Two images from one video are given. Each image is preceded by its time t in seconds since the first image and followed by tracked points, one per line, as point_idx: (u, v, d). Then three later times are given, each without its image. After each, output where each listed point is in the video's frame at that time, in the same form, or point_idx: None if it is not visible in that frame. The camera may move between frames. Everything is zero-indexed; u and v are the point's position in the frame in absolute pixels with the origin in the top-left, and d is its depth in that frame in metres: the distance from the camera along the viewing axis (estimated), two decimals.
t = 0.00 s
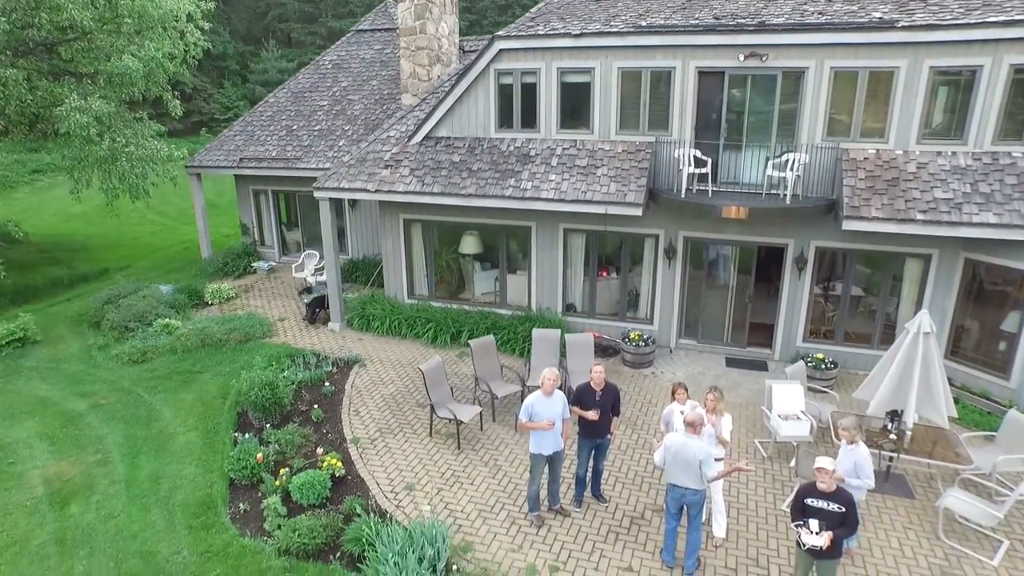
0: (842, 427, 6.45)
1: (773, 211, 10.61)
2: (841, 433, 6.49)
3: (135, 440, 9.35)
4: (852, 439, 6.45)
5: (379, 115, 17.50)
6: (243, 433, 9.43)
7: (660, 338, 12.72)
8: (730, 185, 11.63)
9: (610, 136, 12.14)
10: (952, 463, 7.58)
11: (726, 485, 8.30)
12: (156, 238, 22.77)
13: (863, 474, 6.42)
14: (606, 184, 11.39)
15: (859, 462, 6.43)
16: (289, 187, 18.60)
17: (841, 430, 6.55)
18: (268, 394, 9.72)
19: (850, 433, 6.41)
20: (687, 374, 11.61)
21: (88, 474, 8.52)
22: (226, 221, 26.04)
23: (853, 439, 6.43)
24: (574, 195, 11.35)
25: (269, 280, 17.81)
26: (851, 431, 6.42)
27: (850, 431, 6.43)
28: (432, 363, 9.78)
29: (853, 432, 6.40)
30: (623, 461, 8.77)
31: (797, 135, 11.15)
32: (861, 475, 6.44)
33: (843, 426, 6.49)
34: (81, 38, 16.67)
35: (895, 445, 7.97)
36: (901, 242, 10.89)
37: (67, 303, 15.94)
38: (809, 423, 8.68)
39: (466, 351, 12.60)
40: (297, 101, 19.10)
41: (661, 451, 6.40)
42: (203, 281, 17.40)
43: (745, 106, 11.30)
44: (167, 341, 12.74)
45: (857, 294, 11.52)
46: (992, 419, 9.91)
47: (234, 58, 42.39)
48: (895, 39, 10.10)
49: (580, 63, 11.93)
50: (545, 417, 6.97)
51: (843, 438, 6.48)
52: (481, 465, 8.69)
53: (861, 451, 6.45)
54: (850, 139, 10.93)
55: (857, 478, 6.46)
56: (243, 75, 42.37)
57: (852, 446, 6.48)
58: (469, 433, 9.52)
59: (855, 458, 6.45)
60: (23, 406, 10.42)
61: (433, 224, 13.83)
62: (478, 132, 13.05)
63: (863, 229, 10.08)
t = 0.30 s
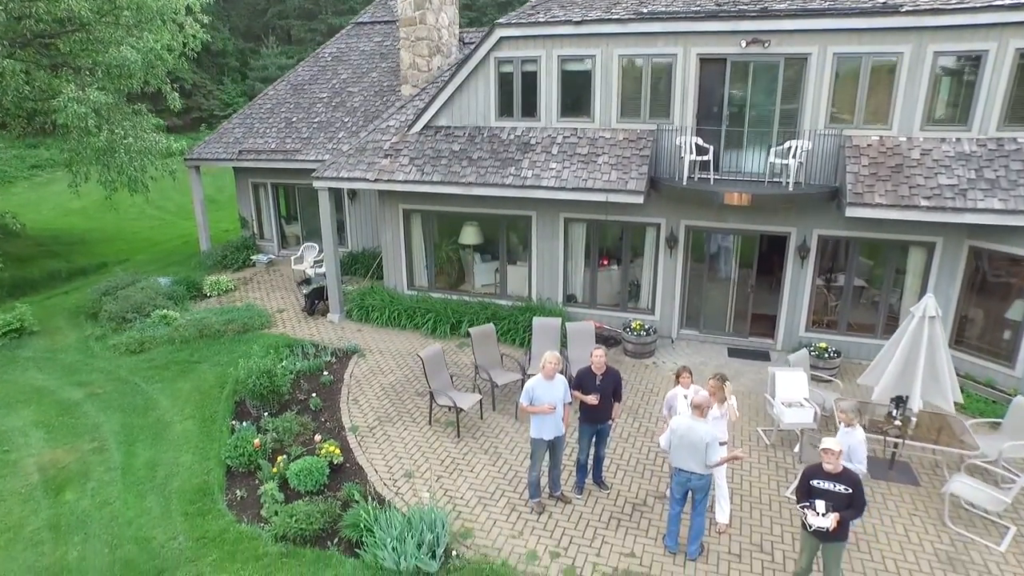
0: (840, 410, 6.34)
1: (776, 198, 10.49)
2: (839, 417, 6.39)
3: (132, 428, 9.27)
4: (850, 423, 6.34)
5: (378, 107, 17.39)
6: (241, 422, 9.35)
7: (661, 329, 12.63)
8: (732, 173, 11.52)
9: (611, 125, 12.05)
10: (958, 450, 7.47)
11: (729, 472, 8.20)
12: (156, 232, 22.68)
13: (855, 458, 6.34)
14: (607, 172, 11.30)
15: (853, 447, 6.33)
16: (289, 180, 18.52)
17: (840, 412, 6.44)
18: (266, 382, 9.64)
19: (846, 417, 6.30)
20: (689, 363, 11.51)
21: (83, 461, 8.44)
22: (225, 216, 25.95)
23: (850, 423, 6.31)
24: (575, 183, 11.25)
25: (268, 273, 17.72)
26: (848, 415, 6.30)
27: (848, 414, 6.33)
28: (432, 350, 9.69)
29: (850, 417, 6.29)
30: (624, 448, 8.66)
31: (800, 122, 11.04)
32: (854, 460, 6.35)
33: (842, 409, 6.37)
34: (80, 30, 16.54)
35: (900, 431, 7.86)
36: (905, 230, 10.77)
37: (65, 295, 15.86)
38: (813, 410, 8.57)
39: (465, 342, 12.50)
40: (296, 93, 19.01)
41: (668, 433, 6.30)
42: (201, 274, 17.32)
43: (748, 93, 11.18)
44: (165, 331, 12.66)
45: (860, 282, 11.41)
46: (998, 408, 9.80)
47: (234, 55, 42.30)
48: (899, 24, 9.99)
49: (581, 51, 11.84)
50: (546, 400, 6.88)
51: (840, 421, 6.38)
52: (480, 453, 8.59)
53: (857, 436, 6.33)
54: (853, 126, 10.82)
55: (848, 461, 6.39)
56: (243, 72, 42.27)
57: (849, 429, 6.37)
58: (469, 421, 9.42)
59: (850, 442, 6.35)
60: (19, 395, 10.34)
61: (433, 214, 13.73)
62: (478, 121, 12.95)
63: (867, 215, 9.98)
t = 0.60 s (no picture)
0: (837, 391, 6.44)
1: (780, 185, 10.34)
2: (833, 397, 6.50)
3: (127, 417, 9.16)
4: (845, 403, 6.43)
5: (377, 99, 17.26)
6: (237, 410, 9.23)
7: (663, 319, 12.50)
8: (734, 160, 11.36)
9: (612, 112, 11.91)
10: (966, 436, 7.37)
11: (733, 460, 8.08)
12: (154, 227, 22.58)
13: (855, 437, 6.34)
14: (608, 159, 11.17)
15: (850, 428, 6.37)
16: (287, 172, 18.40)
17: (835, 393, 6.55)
18: (262, 370, 9.53)
19: (841, 396, 6.40)
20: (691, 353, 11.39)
21: (78, 449, 8.32)
22: (224, 211, 25.84)
23: (845, 403, 6.40)
24: (576, 171, 11.13)
25: (267, 266, 17.60)
26: (843, 395, 6.41)
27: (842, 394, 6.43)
28: (431, 338, 9.57)
29: (843, 396, 6.39)
30: (626, 437, 8.53)
31: (803, 109, 10.89)
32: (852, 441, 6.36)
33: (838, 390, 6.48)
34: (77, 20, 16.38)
35: (907, 418, 7.74)
36: (910, 217, 10.63)
37: (62, 287, 15.75)
38: (818, 397, 8.45)
39: (465, 332, 12.37)
40: (296, 86, 18.89)
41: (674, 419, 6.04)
42: (200, 266, 17.21)
43: (751, 79, 11.04)
44: (162, 322, 12.55)
45: (865, 271, 11.26)
46: (1005, 397, 9.66)
47: (234, 52, 42.20)
48: (904, 8, 9.85)
49: (582, 38, 11.71)
50: (548, 384, 6.76)
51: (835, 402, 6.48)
52: (480, 441, 8.46)
53: (854, 416, 6.39)
54: (857, 112, 10.67)
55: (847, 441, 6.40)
56: (242, 69, 42.15)
57: (845, 411, 6.45)
58: (469, 410, 9.29)
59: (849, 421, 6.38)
60: (14, 384, 10.23)
61: (433, 204, 13.59)
62: (478, 110, 12.82)
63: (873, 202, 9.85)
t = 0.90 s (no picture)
0: (831, 365, 6.58)
1: (786, 172, 10.12)
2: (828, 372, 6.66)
3: (119, 407, 8.97)
4: (839, 378, 6.60)
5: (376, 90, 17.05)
6: (231, 400, 9.04)
7: (666, 310, 12.30)
8: (738, 149, 11.06)
9: (614, 100, 11.69)
10: (978, 424, 7.12)
11: (739, 450, 7.88)
12: (152, 221, 22.39)
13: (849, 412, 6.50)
14: (610, 147, 10.97)
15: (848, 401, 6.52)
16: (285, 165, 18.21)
17: (828, 369, 6.71)
18: (257, 359, 9.34)
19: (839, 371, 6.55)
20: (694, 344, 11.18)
21: (68, 439, 8.14)
22: (222, 206, 25.66)
23: (841, 378, 6.57)
24: (578, 158, 10.93)
25: (265, 259, 17.41)
26: (839, 369, 6.59)
27: (837, 370, 6.61)
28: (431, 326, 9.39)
29: (840, 370, 6.57)
30: (629, 427, 8.33)
31: (808, 94, 10.62)
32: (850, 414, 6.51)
33: (832, 366, 6.62)
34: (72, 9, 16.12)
35: (917, 406, 7.53)
36: (918, 204, 10.42)
37: (56, 279, 15.56)
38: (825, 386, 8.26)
39: (465, 323, 12.18)
40: (294, 77, 18.70)
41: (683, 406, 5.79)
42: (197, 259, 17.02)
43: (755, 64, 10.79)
44: (157, 314, 12.36)
45: (872, 260, 11.04)
46: (1016, 387, 9.44)
47: (234, 48, 42.02)
48: None
49: (583, 24, 11.51)
50: (550, 370, 6.57)
51: (831, 378, 6.60)
52: (480, 431, 8.26)
53: (848, 390, 6.58)
54: (864, 98, 10.40)
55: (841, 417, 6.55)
56: (241, 64, 41.95)
57: (839, 386, 6.61)
58: (468, 400, 9.09)
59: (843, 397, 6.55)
60: (5, 375, 10.04)
61: (433, 194, 13.40)
62: (478, 99, 12.63)
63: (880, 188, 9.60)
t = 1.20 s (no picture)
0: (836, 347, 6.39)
1: (793, 158, 9.83)
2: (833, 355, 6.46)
3: (109, 399, 8.72)
4: (845, 360, 6.41)
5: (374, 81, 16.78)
6: (224, 392, 8.79)
7: (670, 302, 12.05)
8: (743, 137, 10.71)
9: (617, 86, 11.42)
10: (995, 414, 6.82)
11: (747, 442, 7.62)
12: (148, 215, 22.16)
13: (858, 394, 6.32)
14: (613, 134, 10.70)
15: (856, 383, 6.35)
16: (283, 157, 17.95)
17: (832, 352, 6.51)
18: (250, 350, 9.08)
19: (844, 353, 6.35)
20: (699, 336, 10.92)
21: (55, 431, 7.89)
22: (220, 201, 25.41)
23: (847, 359, 6.37)
24: (579, 146, 10.68)
25: (262, 253, 17.17)
26: (844, 350, 6.38)
27: (842, 351, 6.40)
28: (429, 316, 9.16)
29: (846, 351, 6.36)
30: (634, 418, 8.07)
31: (815, 80, 10.32)
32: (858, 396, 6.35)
33: (837, 347, 6.42)
34: None
35: (932, 396, 7.26)
36: (928, 192, 10.14)
37: (49, 273, 15.31)
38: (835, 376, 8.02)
39: (464, 315, 11.93)
40: (291, 69, 18.44)
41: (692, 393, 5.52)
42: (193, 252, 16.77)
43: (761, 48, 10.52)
44: (150, 306, 12.11)
45: (880, 250, 10.76)
46: None
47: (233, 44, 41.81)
48: None
49: (585, 9, 11.26)
50: (552, 357, 6.32)
51: (836, 360, 6.42)
52: (479, 423, 8.00)
53: (856, 372, 6.39)
54: (874, 83, 10.06)
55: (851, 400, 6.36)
56: (240, 61, 41.67)
57: (846, 368, 6.43)
58: (467, 392, 8.84)
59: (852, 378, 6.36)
60: None
61: (431, 184, 13.15)
62: (477, 86, 12.38)
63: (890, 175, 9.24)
